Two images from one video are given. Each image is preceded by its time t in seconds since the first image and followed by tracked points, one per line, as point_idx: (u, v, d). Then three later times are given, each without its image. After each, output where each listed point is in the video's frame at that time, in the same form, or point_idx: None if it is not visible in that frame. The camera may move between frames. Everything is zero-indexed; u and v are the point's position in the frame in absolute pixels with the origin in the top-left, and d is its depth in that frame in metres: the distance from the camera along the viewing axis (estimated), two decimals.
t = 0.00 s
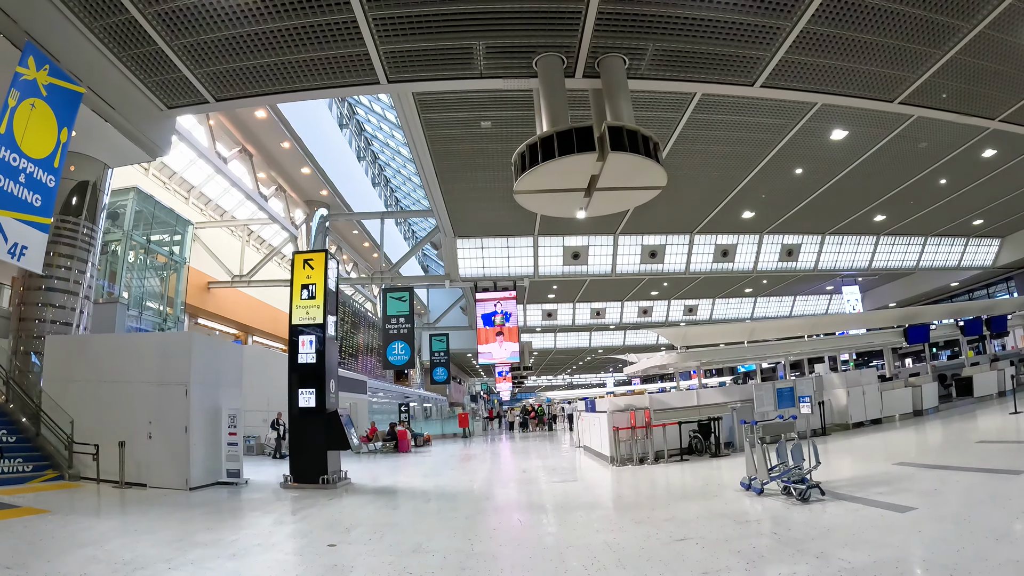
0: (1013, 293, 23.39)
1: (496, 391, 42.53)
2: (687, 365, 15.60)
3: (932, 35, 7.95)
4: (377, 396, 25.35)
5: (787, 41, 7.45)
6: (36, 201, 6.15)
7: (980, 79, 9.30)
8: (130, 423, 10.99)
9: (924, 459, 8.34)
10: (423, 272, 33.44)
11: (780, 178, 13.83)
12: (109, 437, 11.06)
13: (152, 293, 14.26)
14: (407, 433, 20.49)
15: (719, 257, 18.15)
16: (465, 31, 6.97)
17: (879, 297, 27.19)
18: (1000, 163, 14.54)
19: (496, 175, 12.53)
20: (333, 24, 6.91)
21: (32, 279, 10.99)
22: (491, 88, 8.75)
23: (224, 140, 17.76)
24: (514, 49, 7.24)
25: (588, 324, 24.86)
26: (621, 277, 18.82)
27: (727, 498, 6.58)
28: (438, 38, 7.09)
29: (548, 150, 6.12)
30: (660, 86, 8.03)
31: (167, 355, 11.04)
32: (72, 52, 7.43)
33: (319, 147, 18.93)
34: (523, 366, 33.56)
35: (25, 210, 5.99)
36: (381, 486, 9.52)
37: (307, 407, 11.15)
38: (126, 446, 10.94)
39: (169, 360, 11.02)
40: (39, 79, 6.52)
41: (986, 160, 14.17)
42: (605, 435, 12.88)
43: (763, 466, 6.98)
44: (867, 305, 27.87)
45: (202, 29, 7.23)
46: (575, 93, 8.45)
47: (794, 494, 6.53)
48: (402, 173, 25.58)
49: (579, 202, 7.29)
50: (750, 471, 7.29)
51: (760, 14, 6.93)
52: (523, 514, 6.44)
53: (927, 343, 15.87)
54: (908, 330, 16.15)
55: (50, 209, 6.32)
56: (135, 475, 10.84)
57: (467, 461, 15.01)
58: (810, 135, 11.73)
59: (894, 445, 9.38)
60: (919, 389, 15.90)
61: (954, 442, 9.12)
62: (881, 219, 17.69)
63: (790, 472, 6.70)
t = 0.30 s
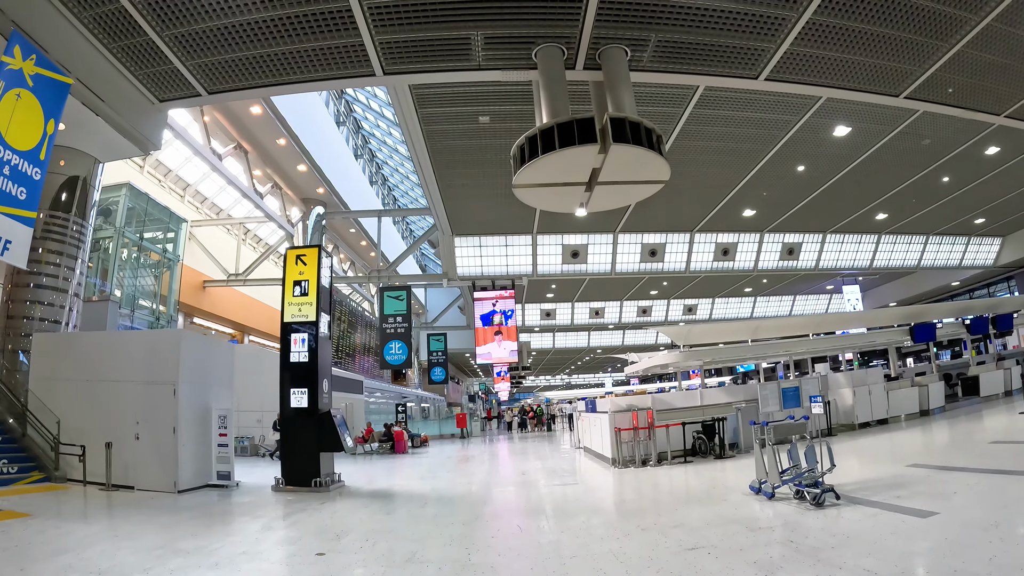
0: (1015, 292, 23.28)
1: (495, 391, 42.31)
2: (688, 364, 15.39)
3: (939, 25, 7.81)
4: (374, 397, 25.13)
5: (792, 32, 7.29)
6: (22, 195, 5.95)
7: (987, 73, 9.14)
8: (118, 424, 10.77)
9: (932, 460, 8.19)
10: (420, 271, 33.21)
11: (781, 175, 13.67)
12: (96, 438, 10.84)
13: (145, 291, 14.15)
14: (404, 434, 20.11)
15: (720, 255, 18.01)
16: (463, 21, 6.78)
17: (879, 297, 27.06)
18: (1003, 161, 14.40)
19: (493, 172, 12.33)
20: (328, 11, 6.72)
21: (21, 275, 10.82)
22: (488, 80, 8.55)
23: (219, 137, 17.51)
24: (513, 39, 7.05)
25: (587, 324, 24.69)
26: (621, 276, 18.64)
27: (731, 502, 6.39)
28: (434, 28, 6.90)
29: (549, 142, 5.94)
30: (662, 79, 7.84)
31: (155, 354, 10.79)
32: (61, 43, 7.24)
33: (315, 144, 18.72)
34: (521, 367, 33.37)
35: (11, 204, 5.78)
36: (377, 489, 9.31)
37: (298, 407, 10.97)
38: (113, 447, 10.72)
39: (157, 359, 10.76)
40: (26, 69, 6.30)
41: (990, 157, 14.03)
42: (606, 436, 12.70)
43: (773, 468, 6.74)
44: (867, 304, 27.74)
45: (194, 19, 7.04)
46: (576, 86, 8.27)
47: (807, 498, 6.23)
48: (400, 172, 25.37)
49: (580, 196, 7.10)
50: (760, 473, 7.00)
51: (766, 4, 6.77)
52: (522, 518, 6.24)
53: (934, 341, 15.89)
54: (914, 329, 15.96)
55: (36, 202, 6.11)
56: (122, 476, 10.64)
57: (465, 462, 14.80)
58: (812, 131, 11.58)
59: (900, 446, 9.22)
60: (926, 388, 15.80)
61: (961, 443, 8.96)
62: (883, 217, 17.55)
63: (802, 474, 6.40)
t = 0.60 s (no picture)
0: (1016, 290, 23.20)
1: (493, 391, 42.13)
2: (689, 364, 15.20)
3: (946, 16, 7.66)
4: (371, 396, 24.95)
5: (799, 22, 7.13)
6: (8, 186, 5.76)
7: (994, 66, 9.00)
8: (105, 423, 10.57)
9: (939, 459, 8.04)
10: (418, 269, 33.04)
11: (783, 172, 13.51)
12: (84, 437, 10.64)
13: (139, 290, 13.81)
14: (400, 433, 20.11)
15: (720, 253, 17.88)
16: (461, 9, 6.61)
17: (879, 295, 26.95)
18: (1006, 158, 14.28)
19: (492, 167, 12.17)
20: None
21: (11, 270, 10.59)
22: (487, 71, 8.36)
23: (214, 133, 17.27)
24: (513, 28, 6.88)
25: (586, 323, 24.56)
26: (620, 274, 18.48)
27: (736, 504, 6.21)
28: (431, 17, 6.73)
29: (550, 132, 5.77)
30: (664, 70, 7.69)
31: (144, 351, 10.60)
32: (48, 30, 7.04)
33: (312, 141, 18.54)
34: (520, 366, 33.23)
35: None
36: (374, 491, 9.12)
37: (288, 405, 10.76)
38: (101, 447, 10.52)
39: (145, 356, 10.58)
40: (13, 57, 6.10)
41: (993, 153, 13.89)
42: (607, 435, 12.52)
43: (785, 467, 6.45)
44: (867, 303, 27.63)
45: (185, 6, 6.85)
46: (577, 78, 8.11)
47: (822, 500, 6.04)
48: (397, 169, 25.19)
49: (581, 190, 6.91)
50: (770, 474, 6.79)
51: None
52: (521, 521, 6.06)
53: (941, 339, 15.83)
54: (920, 327, 15.80)
55: (21, 193, 5.92)
56: (110, 476, 10.42)
57: (463, 462, 14.63)
58: (815, 126, 11.43)
59: (906, 445, 9.07)
60: (932, 386, 15.66)
61: (968, 442, 8.82)
62: (884, 215, 17.41)
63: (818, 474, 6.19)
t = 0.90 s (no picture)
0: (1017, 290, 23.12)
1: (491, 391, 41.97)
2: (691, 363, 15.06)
3: (955, 8, 7.51)
4: (369, 396, 24.81)
5: (806, 14, 6.97)
6: None
7: (1003, 59, 8.83)
8: (93, 423, 10.38)
9: (948, 461, 7.88)
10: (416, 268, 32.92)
11: (785, 169, 13.36)
12: (71, 437, 10.43)
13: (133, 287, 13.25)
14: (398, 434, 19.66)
15: (721, 252, 17.75)
16: None
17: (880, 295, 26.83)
18: (1010, 156, 14.15)
19: (491, 164, 12.01)
20: None
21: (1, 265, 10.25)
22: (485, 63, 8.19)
23: (210, 128, 17.04)
24: (512, 18, 6.72)
25: (585, 322, 24.44)
26: (620, 273, 18.33)
27: (742, 509, 6.01)
28: (428, 8, 6.58)
29: (551, 124, 5.58)
30: (667, 63, 7.53)
31: (132, 350, 10.39)
32: (36, 20, 6.86)
33: (310, 138, 18.37)
34: (519, 365, 33.08)
35: None
36: (370, 494, 8.91)
37: (282, 405, 10.50)
38: (88, 447, 10.34)
39: (132, 354, 10.39)
40: None
41: (997, 151, 13.75)
42: (608, 436, 12.36)
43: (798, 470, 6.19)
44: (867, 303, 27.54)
45: None
46: (578, 70, 7.96)
47: (838, 505, 5.78)
48: (396, 167, 25.03)
49: (582, 184, 6.73)
50: (782, 478, 6.49)
51: None
52: (521, 527, 5.87)
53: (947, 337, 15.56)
54: (926, 325, 15.63)
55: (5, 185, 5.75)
56: (98, 477, 10.20)
57: (461, 463, 14.45)
58: (818, 123, 11.28)
59: (913, 447, 8.90)
60: (939, 385, 15.62)
61: (976, 443, 8.67)
62: (886, 214, 17.29)
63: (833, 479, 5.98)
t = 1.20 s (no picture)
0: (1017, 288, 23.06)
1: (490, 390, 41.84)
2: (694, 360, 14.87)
3: None
4: (365, 395, 24.65)
5: (811, 3, 6.81)
6: None
7: (1009, 52, 8.70)
8: (79, 422, 10.10)
9: (953, 460, 7.75)
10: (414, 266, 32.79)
11: (786, 165, 13.23)
12: (56, 436, 10.16)
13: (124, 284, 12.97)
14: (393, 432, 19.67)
15: (720, 249, 17.61)
16: None
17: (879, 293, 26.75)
18: (1012, 153, 14.02)
19: (490, 160, 11.85)
20: None
21: None
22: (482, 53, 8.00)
23: (204, 124, 16.82)
24: (511, 5, 6.54)
25: (584, 320, 24.32)
26: (619, 270, 18.18)
27: (747, 511, 5.83)
28: None
29: (549, 113, 5.41)
30: (669, 54, 7.37)
31: (118, 346, 10.10)
32: (21, 7, 6.66)
33: (306, 134, 18.18)
34: (517, 364, 32.95)
35: None
36: (364, 495, 8.74)
37: (272, 405, 9.75)
38: (73, 447, 10.04)
39: (118, 352, 10.09)
40: None
41: (1000, 148, 13.62)
42: (608, 435, 12.18)
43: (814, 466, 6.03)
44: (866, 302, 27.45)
45: None
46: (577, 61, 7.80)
47: (852, 507, 5.59)
48: (393, 165, 24.86)
49: (581, 177, 6.51)
50: (792, 478, 6.28)
51: None
52: (518, 530, 5.69)
53: (952, 334, 14.82)
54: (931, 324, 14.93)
55: None
56: (83, 478, 9.93)
57: (458, 463, 14.27)
58: (820, 118, 11.15)
59: (918, 446, 8.77)
60: (945, 383, 15.46)
61: (981, 441, 8.54)
62: (887, 211, 17.17)
63: (847, 479, 5.83)
